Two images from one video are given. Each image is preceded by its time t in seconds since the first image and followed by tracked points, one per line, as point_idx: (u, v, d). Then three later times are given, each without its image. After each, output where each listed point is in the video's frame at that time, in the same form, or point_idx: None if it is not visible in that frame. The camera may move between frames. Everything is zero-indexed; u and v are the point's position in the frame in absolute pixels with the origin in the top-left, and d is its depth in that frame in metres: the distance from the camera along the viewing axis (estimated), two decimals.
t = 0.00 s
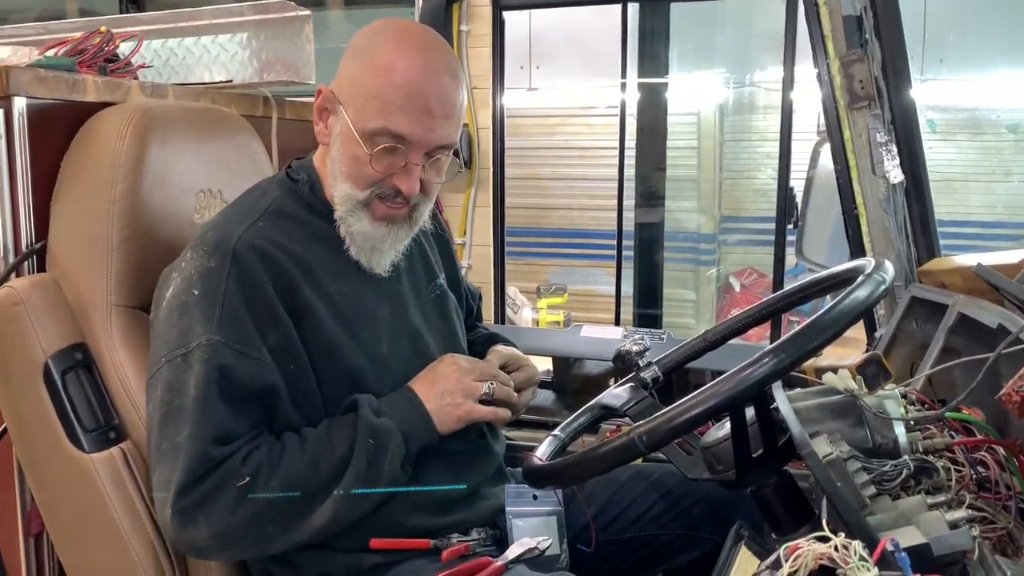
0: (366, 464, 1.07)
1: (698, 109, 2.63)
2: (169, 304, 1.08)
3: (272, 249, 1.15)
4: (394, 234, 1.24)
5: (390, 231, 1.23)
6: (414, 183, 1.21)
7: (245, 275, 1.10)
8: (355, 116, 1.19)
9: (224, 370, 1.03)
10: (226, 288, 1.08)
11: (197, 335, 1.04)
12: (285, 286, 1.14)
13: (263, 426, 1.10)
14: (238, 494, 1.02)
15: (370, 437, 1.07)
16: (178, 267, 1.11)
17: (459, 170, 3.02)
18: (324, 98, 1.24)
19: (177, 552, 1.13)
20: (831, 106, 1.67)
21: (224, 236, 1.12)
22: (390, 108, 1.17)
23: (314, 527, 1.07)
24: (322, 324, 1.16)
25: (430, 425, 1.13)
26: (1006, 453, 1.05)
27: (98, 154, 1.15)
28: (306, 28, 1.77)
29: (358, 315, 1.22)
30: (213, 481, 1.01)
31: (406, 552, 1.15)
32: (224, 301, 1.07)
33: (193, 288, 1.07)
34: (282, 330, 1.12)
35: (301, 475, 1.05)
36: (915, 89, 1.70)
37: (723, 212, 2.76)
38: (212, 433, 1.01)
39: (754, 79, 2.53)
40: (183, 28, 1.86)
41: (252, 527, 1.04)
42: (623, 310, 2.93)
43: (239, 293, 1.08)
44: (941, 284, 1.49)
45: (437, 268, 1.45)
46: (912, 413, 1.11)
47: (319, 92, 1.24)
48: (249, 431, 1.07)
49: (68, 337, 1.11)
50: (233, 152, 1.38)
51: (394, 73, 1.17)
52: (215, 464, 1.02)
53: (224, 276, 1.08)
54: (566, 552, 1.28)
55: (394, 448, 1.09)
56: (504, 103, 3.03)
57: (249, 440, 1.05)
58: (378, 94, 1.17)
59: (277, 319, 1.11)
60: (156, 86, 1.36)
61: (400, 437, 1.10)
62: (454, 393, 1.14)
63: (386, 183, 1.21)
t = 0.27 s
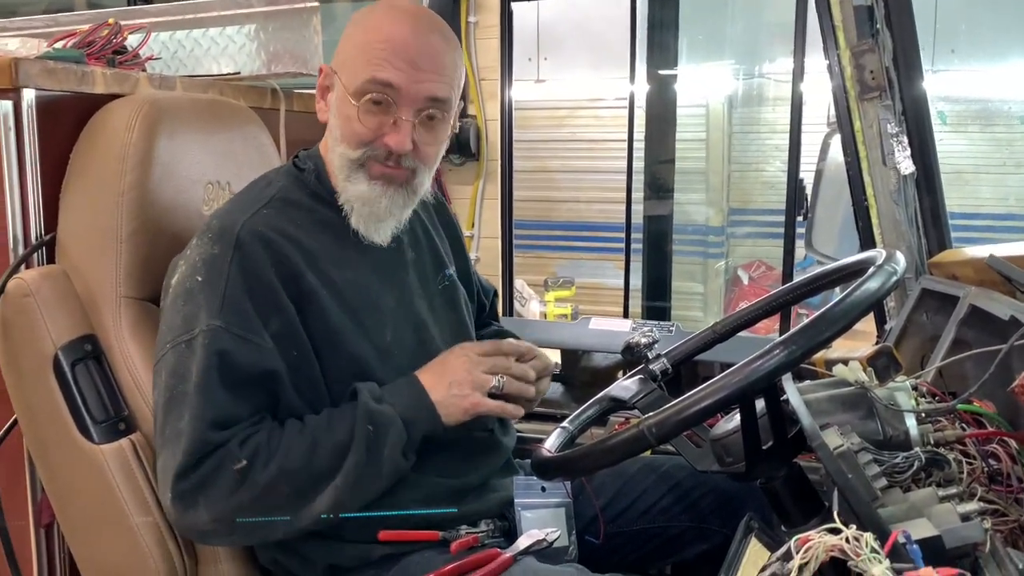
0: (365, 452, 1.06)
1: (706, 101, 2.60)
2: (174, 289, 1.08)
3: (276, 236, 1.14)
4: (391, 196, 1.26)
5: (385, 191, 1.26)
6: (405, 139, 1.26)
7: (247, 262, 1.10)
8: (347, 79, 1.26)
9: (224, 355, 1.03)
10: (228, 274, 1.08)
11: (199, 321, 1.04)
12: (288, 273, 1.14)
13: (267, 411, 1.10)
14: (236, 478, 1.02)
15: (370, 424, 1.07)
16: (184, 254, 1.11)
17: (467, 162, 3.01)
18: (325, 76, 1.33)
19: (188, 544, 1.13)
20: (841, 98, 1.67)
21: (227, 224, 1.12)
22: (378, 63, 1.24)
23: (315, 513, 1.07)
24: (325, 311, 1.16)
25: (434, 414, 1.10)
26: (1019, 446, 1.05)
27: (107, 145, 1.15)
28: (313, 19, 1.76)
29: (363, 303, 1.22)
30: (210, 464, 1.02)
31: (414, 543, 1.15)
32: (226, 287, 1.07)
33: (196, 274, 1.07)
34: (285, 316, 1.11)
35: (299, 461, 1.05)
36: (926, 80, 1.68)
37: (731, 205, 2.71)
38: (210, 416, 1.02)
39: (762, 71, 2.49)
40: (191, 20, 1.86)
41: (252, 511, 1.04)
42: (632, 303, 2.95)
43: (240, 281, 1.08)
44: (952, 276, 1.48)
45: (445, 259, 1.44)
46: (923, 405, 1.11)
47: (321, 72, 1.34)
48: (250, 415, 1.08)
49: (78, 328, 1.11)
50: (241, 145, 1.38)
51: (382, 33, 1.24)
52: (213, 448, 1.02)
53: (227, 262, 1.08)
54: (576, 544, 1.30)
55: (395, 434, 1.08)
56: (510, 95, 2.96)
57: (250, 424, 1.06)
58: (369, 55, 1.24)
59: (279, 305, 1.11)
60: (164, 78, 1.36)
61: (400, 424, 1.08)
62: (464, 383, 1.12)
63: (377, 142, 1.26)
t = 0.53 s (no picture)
0: (309, 422, 0.93)
1: (713, 94, 2.59)
2: (176, 278, 1.09)
3: (278, 224, 1.15)
4: (400, 186, 1.27)
5: (394, 182, 1.26)
6: (411, 125, 1.26)
7: (246, 250, 1.10)
8: (352, 68, 1.26)
9: (201, 335, 1.01)
10: (224, 261, 1.08)
11: (193, 307, 1.05)
12: (289, 260, 1.14)
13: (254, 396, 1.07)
14: (194, 452, 0.99)
15: (311, 391, 0.94)
16: (190, 244, 1.13)
17: (474, 155, 3.04)
18: (328, 70, 1.34)
19: (197, 536, 1.14)
20: (850, 91, 1.65)
21: (232, 212, 1.14)
22: (381, 50, 1.25)
23: (272, 491, 0.97)
24: (329, 297, 1.16)
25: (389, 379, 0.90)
26: None
27: (115, 138, 1.15)
28: (321, 13, 1.76)
29: (367, 292, 1.22)
30: (168, 445, 1.01)
31: (421, 536, 1.16)
32: (219, 272, 1.07)
33: (197, 263, 1.09)
34: (278, 300, 1.10)
35: (254, 435, 0.97)
36: (937, 73, 1.65)
37: (739, 198, 2.74)
38: (178, 397, 1.01)
39: (771, 65, 2.51)
40: (199, 14, 1.88)
41: (218, 492, 0.99)
42: (640, 296, 2.92)
43: (232, 270, 1.07)
44: (960, 270, 1.48)
45: (448, 252, 1.45)
46: (931, 400, 1.11)
47: (324, 66, 1.35)
48: (228, 397, 1.04)
49: (87, 322, 1.12)
50: (249, 138, 1.38)
51: (383, 20, 1.25)
52: (171, 429, 1.01)
53: (225, 250, 1.09)
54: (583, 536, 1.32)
55: (335, 396, 0.92)
56: (519, 89, 3.02)
57: (222, 404, 1.03)
58: (371, 42, 1.25)
59: (274, 289, 1.10)
60: (172, 73, 1.36)
61: (341, 387, 0.91)
62: (419, 351, 0.88)
63: (385, 130, 1.26)
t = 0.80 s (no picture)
0: (292, 428, 0.92)
1: (717, 91, 2.62)
2: (182, 275, 1.10)
3: (283, 221, 1.15)
4: (405, 181, 1.27)
5: (400, 176, 1.26)
6: (416, 120, 1.27)
7: (252, 246, 1.11)
8: (356, 65, 1.27)
9: (210, 334, 1.02)
10: (230, 258, 1.09)
11: (199, 304, 1.05)
12: (295, 256, 1.14)
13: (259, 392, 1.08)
14: (186, 446, 1.00)
15: (291, 397, 0.93)
16: (195, 242, 1.13)
17: (478, 153, 3.01)
18: (331, 68, 1.34)
19: (203, 532, 1.15)
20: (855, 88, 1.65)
21: (237, 210, 1.14)
22: (385, 46, 1.25)
23: (257, 494, 0.97)
24: (333, 293, 1.17)
25: (371, 391, 0.87)
26: None
27: (120, 136, 1.16)
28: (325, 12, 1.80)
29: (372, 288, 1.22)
30: (169, 436, 1.03)
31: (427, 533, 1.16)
32: (225, 270, 1.07)
33: (202, 260, 1.09)
34: (283, 298, 1.10)
35: (242, 436, 0.97)
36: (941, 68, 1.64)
37: (744, 196, 2.69)
38: (180, 394, 1.02)
39: (775, 61, 2.47)
40: (204, 13, 1.86)
41: (213, 488, 0.99)
42: (643, 293, 2.94)
43: (236, 268, 1.08)
44: (965, 267, 1.47)
45: (451, 249, 1.45)
46: (936, 397, 1.11)
47: (326, 65, 1.35)
48: (228, 396, 1.04)
49: (95, 320, 1.12)
50: (253, 136, 1.39)
51: (386, 16, 1.26)
52: (171, 422, 1.02)
53: (230, 247, 1.10)
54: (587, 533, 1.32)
55: (312, 402, 0.90)
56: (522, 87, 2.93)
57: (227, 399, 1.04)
58: (374, 38, 1.25)
59: (280, 286, 1.11)
60: (177, 71, 1.37)
61: (320, 395, 0.90)
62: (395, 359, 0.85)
63: (390, 126, 1.26)
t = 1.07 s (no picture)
0: (311, 428, 0.93)
1: (722, 88, 2.60)
2: (188, 275, 1.10)
3: (288, 221, 1.15)
4: (408, 178, 1.27)
5: (402, 174, 1.26)
6: (418, 118, 1.27)
7: (257, 246, 1.11)
8: (358, 64, 1.27)
9: (218, 334, 1.02)
10: (236, 258, 1.09)
11: (206, 305, 1.05)
12: (301, 256, 1.15)
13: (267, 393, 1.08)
14: (201, 449, 1.01)
15: (313, 396, 0.93)
16: (201, 241, 1.13)
17: (482, 151, 3.01)
18: (334, 67, 1.34)
19: (208, 530, 1.15)
20: (861, 85, 1.65)
21: (242, 210, 1.14)
22: (387, 44, 1.25)
23: (275, 495, 0.97)
24: (339, 293, 1.17)
25: (393, 388, 0.88)
26: None
27: (125, 135, 1.16)
28: (330, 11, 1.80)
29: (377, 286, 1.22)
30: (182, 438, 1.03)
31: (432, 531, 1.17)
32: (231, 270, 1.07)
33: (208, 260, 1.09)
34: (290, 298, 1.11)
35: (257, 436, 0.97)
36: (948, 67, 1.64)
37: (748, 193, 2.68)
38: (188, 395, 1.02)
39: (779, 59, 2.46)
40: (208, 12, 1.85)
41: (226, 489, 1.00)
42: (647, 292, 2.92)
43: (242, 268, 1.08)
44: (970, 265, 1.46)
45: (455, 247, 1.45)
46: (941, 395, 1.11)
47: (331, 62, 1.35)
48: (236, 397, 1.04)
49: (99, 318, 1.13)
50: (257, 134, 1.39)
51: (387, 15, 1.25)
52: (184, 424, 1.03)
53: (237, 247, 1.10)
54: (592, 531, 1.32)
55: (334, 401, 0.90)
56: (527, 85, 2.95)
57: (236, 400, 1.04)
58: (376, 36, 1.25)
59: (286, 287, 1.11)
60: (182, 70, 1.37)
61: (342, 393, 0.90)
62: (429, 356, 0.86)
63: (392, 123, 1.26)
